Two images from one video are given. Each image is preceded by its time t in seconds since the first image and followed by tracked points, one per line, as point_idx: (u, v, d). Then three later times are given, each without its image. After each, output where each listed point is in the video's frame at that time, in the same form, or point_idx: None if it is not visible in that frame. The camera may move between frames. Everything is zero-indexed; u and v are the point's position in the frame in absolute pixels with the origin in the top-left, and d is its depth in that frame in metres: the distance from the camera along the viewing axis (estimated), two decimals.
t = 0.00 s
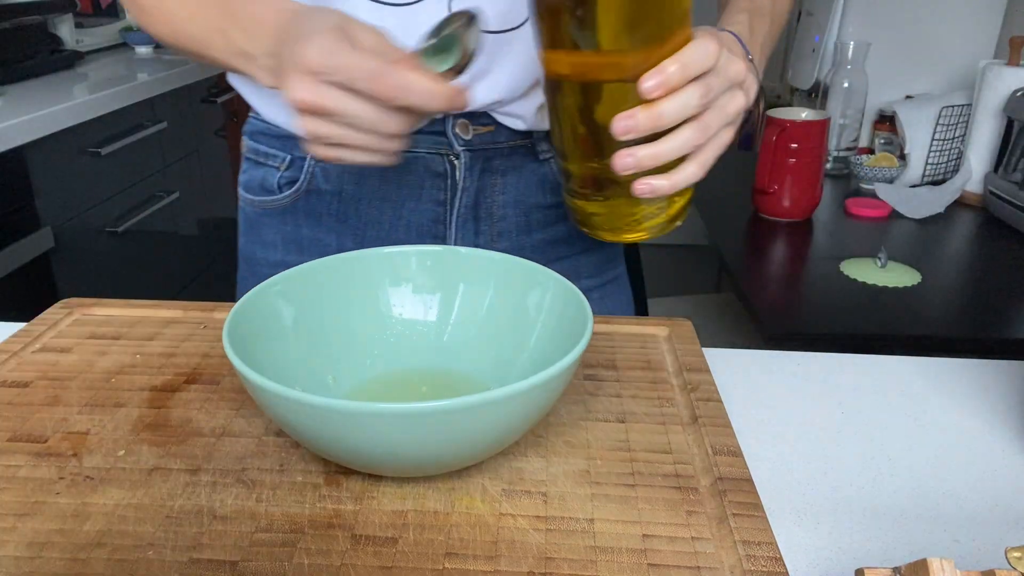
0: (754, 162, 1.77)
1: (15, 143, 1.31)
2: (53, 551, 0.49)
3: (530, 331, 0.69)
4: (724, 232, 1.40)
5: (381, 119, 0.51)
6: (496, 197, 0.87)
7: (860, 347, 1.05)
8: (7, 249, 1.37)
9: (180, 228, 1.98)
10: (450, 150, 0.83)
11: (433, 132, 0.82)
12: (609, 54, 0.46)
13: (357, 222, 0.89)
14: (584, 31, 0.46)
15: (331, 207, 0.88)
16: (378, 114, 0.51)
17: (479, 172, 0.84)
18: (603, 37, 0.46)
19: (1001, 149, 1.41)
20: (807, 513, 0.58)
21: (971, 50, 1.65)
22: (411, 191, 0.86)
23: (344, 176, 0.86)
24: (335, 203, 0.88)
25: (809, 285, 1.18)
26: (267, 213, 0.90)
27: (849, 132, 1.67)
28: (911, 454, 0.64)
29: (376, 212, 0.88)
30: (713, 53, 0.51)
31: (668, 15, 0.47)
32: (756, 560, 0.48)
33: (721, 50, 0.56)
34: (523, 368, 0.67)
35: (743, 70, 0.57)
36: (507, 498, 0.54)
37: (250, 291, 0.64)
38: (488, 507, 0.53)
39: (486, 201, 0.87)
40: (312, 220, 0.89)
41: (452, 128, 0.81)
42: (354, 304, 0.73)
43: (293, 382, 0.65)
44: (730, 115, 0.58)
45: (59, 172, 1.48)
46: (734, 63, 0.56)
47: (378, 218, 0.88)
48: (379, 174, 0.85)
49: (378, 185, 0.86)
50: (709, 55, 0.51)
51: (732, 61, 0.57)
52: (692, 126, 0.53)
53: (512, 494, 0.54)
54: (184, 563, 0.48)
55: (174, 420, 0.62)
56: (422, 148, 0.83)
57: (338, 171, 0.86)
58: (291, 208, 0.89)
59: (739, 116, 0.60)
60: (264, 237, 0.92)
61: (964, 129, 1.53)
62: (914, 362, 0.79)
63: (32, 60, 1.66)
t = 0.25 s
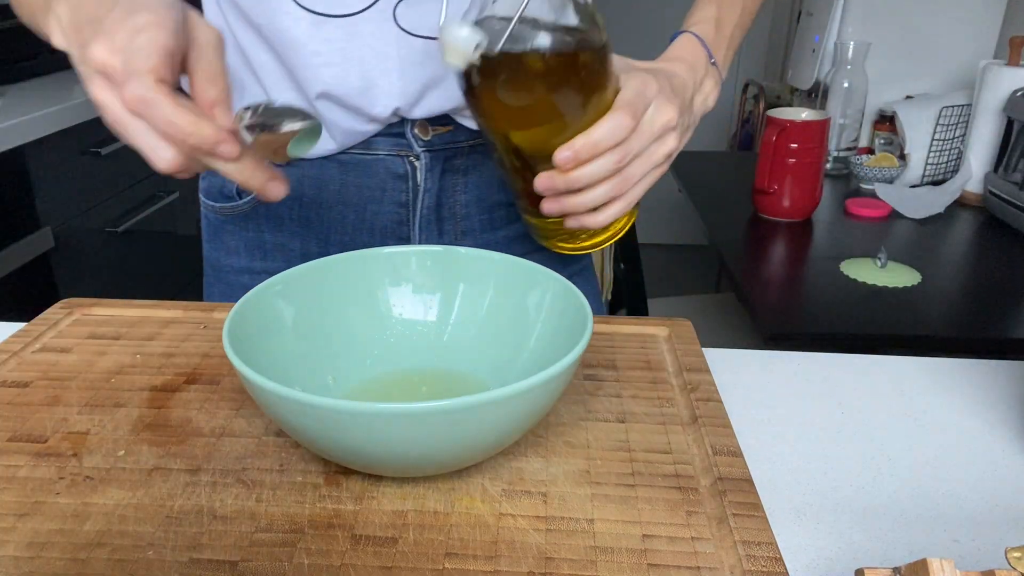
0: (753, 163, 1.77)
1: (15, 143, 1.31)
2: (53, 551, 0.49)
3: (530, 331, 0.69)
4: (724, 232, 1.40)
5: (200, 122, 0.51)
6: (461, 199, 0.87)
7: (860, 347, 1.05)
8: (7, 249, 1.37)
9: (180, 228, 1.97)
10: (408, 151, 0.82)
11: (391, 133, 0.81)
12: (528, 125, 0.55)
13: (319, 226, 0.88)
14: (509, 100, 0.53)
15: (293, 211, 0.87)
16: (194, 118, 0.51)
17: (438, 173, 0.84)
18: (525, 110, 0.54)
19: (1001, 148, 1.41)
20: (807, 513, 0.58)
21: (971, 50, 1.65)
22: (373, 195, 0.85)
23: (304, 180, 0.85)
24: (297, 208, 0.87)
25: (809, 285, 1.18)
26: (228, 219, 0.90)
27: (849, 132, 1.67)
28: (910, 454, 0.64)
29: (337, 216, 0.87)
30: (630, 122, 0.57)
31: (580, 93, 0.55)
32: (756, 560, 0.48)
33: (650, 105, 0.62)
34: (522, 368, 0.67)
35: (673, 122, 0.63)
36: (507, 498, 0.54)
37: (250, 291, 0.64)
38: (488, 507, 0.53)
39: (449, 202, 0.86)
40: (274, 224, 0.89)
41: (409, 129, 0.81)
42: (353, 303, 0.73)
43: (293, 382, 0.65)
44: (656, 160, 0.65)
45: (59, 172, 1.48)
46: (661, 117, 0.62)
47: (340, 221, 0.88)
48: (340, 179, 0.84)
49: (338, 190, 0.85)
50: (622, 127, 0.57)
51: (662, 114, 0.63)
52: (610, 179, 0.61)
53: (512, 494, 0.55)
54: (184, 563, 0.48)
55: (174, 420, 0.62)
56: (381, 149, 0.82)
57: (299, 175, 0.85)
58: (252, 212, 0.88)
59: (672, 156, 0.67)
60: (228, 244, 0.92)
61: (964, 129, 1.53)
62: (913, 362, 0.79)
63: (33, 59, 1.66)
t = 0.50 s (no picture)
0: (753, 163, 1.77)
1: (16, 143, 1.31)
2: (53, 551, 0.49)
3: (530, 332, 0.69)
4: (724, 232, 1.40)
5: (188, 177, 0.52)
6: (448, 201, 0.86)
7: (861, 347, 1.05)
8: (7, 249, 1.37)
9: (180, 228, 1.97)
10: (392, 153, 0.82)
11: (378, 138, 0.81)
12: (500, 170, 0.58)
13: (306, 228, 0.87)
14: (481, 148, 0.55)
15: (280, 214, 0.87)
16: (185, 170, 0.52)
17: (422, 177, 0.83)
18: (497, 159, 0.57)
19: (1001, 149, 1.41)
20: (807, 514, 0.58)
21: (971, 50, 1.65)
22: (360, 198, 0.85)
23: (290, 183, 0.84)
24: (284, 210, 0.86)
25: (809, 285, 1.18)
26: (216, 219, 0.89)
27: (849, 132, 1.67)
28: (911, 454, 0.64)
29: (324, 219, 0.86)
30: (594, 175, 0.61)
31: (551, 138, 0.57)
32: (756, 561, 0.48)
33: (622, 148, 0.65)
34: (522, 368, 0.67)
35: (644, 161, 0.66)
36: (507, 499, 0.54)
37: (250, 291, 0.64)
38: (488, 507, 0.53)
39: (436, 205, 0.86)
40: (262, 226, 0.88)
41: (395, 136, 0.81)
42: (352, 303, 0.73)
43: (292, 382, 0.65)
44: (625, 194, 0.68)
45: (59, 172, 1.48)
46: (632, 159, 0.65)
47: (327, 224, 0.87)
48: (326, 182, 0.84)
49: (325, 193, 0.84)
50: (585, 181, 0.60)
51: (632, 155, 0.65)
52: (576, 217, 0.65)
53: (512, 494, 0.55)
54: (184, 564, 0.48)
55: (174, 420, 0.62)
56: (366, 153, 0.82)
57: (284, 178, 0.84)
58: (239, 214, 0.87)
59: (643, 188, 0.70)
60: (218, 244, 0.91)
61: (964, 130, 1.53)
62: (913, 362, 0.79)
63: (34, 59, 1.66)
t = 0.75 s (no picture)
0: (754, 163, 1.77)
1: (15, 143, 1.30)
2: (53, 551, 0.49)
3: (529, 332, 0.69)
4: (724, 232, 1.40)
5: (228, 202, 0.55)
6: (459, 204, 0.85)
7: (861, 347, 1.05)
8: (6, 249, 1.36)
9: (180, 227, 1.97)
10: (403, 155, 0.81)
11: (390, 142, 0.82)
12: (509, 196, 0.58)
13: (318, 228, 0.88)
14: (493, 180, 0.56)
15: (293, 212, 0.87)
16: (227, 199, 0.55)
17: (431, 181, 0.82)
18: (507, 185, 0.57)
19: (1001, 149, 1.41)
20: (807, 514, 0.58)
21: (970, 50, 1.65)
22: (373, 199, 0.85)
23: (304, 183, 0.85)
24: (297, 210, 0.87)
25: (809, 285, 1.18)
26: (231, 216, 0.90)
27: (849, 132, 1.67)
28: (910, 455, 0.64)
29: (336, 219, 0.87)
30: (605, 204, 0.60)
31: (562, 166, 0.57)
32: (756, 561, 0.48)
33: (635, 170, 0.64)
34: (522, 368, 0.67)
35: (655, 185, 0.66)
36: (507, 499, 0.54)
37: (250, 291, 0.64)
38: (488, 507, 0.53)
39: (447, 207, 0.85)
40: (275, 224, 0.89)
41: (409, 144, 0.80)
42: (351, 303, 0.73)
43: (292, 382, 0.65)
44: (634, 214, 0.68)
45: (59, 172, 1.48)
46: (642, 184, 0.65)
47: (339, 224, 0.88)
48: (337, 183, 0.85)
49: (337, 193, 0.85)
50: (594, 210, 0.60)
51: (644, 178, 0.65)
52: (585, 240, 0.65)
53: (512, 494, 0.55)
54: (184, 564, 0.48)
55: (174, 420, 0.62)
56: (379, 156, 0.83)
57: (298, 178, 0.85)
58: (253, 213, 0.89)
59: (654, 208, 0.70)
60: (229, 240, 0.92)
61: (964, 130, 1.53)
62: (912, 362, 0.79)
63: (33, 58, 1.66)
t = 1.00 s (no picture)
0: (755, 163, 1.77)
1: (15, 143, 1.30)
2: (53, 551, 0.49)
3: (530, 332, 0.69)
4: (724, 232, 1.40)
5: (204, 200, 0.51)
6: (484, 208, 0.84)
7: (861, 347, 1.05)
8: (6, 249, 1.36)
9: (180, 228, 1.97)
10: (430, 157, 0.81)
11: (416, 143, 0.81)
12: (529, 209, 0.58)
13: (340, 227, 0.88)
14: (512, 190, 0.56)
15: (316, 212, 0.87)
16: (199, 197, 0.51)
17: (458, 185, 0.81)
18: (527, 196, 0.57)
19: (1001, 149, 1.41)
20: (807, 514, 0.58)
21: (970, 51, 1.65)
22: (396, 200, 0.85)
23: (327, 183, 0.85)
24: (320, 209, 0.87)
25: (809, 285, 1.18)
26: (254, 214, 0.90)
27: (849, 132, 1.67)
28: (911, 455, 0.64)
29: (359, 219, 0.87)
30: (626, 215, 0.60)
31: (584, 181, 0.58)
32: (756, 561, 0.48)
33: (657, 179, 0.64)
34: (523, 368, 0.67)
35: (676, 193, 0.65)
36: (507, 499, 0.54)
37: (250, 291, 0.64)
38: (488, 507, 0.53)
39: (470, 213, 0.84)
40: (298, 224, 0.89)
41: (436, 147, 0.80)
42: (351, 302, 0.73)
43: (292, 382, 0.65)
44: (656, 224, 0.68)
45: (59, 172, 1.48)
46: (663, 193, 0.65)
47: (361, 224, 0.87)
48: (361, 183, 0.84)
49: (361, 194, 0.85)
50: (615, 222, 0.60)
51: (666, 186, 0.65)
52: (606, 249, 0.65)
53: (512, 495, 0.55)
54: (185, 563, 0.48)
55: (174, 420, 0.62)
56: (402, 158, 0.82)
57: (321, 178, 0.85)
58: (276, 211, 0.88)
59: (676, 216, 0.69)
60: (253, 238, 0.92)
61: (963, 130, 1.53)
62: (911, 362, 0.79)
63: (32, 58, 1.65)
